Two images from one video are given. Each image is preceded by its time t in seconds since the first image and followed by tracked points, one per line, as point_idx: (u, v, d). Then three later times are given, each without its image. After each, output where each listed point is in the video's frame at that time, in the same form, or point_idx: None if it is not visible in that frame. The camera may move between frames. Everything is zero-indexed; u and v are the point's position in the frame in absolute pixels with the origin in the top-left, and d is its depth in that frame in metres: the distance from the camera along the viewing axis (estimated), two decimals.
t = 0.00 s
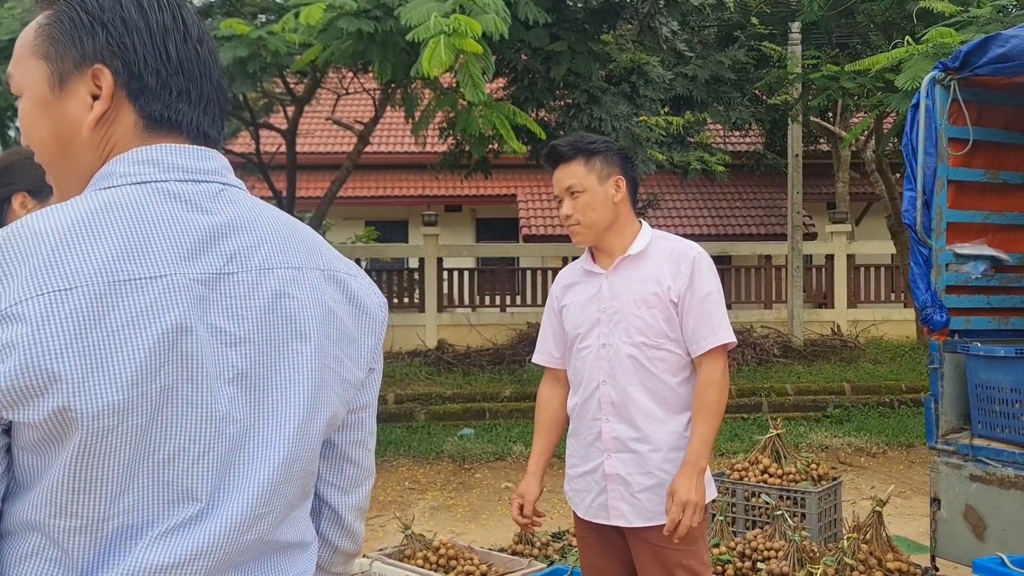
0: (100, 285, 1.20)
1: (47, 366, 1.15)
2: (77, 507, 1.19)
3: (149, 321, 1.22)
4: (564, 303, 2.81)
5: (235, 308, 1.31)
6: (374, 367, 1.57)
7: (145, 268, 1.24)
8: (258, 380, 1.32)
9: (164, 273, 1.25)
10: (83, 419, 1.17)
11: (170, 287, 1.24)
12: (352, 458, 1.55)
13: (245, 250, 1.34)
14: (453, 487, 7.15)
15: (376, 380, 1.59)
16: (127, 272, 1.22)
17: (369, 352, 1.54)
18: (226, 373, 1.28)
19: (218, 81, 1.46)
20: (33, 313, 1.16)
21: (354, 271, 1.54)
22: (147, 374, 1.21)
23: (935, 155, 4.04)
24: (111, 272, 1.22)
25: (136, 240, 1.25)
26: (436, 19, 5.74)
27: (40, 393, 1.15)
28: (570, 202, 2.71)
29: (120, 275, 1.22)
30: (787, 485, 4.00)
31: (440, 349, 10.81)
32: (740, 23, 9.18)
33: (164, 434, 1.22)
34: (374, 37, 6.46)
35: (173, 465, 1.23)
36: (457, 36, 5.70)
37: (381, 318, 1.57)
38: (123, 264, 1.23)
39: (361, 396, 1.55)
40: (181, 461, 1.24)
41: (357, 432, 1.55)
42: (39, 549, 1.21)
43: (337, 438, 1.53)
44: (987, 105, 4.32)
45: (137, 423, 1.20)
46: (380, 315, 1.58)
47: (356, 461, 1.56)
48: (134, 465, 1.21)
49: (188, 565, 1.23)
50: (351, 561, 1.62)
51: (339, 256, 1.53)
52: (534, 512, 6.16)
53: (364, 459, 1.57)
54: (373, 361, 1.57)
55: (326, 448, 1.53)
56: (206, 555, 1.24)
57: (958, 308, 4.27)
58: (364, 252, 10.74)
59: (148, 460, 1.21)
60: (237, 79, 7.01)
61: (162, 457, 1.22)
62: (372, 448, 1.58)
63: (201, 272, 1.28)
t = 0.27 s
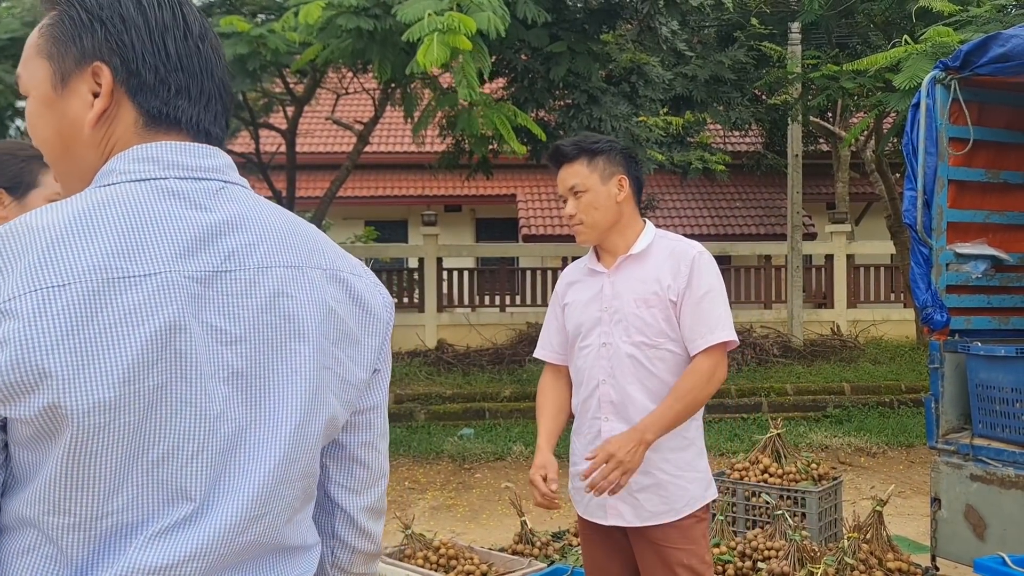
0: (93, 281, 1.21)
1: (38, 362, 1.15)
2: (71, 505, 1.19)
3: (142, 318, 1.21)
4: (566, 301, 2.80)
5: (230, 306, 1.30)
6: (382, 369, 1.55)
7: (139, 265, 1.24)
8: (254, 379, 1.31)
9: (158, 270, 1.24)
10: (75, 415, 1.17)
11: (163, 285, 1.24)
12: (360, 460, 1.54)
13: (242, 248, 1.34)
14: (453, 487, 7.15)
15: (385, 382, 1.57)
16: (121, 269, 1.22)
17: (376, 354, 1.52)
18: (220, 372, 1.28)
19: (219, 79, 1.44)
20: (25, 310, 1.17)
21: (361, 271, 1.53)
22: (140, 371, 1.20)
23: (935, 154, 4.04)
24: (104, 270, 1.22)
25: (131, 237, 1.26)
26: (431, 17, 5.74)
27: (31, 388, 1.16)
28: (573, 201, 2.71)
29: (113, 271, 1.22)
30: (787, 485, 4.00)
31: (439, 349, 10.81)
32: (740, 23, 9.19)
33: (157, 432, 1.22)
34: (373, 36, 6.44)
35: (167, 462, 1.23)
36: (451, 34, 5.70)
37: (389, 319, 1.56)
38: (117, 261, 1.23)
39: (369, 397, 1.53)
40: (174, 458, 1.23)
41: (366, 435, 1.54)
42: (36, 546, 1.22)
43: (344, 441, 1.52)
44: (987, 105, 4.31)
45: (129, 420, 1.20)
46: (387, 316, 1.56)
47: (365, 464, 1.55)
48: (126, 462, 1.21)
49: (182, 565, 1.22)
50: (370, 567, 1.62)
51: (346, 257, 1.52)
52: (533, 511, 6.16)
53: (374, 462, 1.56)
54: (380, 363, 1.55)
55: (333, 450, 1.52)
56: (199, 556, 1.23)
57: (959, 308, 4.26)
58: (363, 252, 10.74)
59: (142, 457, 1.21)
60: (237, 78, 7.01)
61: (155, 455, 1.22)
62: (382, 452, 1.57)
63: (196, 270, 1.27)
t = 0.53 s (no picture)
0: (91, 276, 1.21)
1: (32, 355, 1.16)
2: (65, 499, 1.20)
3: (137, 313, 1.22)
4: (571, 300, 2.81)
5: (227, 304, 1.30)
6: (389, 374, 1.54)
7: (136, 261, 1.24)
8: (250, 378, 1.31)
9: (155, 266, 1.25)
10: (69, 409, 1.17)
11: (160, 281, 1.24)
12: (367, 465, 1.53)
13: (243, 246, 1.34)
14: (453, 486, 7.15)
15: (392, 387, 1.56)
16: (118, 264, 1.23)
17: (382, 358, 1.52)
18: (216, 370, 1.28)
19: (225, 77, 1.43)
20: (22, 303, 1.18)
21: (368, 274, 1.52)
22: (134, 366, 1.21)
23: (936, 154, 4.04)
24: (101, 265, 1.22)
25: (130, 233, 1.26)
26: (429, 15, 5.74)
27: (26, 381, 1.16)
28: (578, 200, 2.71)
29: (110, 266, 1.23)
30: (788, 485, 4.00)
31: (440, 348, 10.81)
32: (740, 23, 9.19)
33: (150, 428, 1.22)
34: (374, 35, 6.45)
35: (161, 459, 1.23)
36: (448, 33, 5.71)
37: (397, 323, 1.55)
38: (115, 257, 1.23)
39: (374, 402, 1.53)
40: (168, 455, 1.23)
41: (372, 440, 1.53)
42: (34, 540, 1.23)
43: (350, 444, 1.52)
44: (988, 105, 4.31)
45: (123, 415, 1.20)
46: (394, 320, 1.55)
47: (372, 469, 1.54)
48: (121, 458, 1.21)
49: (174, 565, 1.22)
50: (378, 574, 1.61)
51: (354, 260, 1.51)
52: (533, 512, 6.16)
53: (381, 468, 1.55)
54: (387, 367, 1.54)
55: (338, 454, 1.52)
56: (191, 555, 1.23)
57: (960, 308, 4.26)
58: (364, 252, 10.74)
59: (136, 453, 1.22)
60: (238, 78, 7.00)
61: (150, 451, 1.22)
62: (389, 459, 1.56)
63: (194, 267, 1.28)
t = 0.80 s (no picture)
0: (92, 273, 1.21)
1: (33, 351, 1.16)
2: (65, 495, 1.20)
3: (138, 310, 1.22)
4: (575, 300, 2.82)
5: (228, 302, 1.30)
6: (391, 376, 1.54)
7: (137, 259, 1.24)
8: (251, 377, 1.31)
9: (156, 264, 1.25)
10: (69, 406, 1.18)
11: (161, 278, 1.24)
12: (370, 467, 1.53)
13: (245, 246, 1.34)
14: (453, 485, 7.15)
15: (395, 388, 1.56)
16: (120, 261, 1.23)
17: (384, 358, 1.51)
18: (217, 367, 1.28)
19: (233, 79, 1.44)
20: (24, 299, 1.18)
21: (371, 277, 1.52)
22: (134, 363, 1.21)
23: (936, 154, 4.04)
24: (102, 262, 1.23)
25: (131, 230, 1.26)
26: (432, 14, 5.74)
27: (26, 376, 1.17)
28: (578, 200, 2.72)
29: (112, 264, 1.23)
30: (788, 485, 4.00)
31: (440, 348, 10.81)
32: (741, 23, 9.19)
33: (149, 424, 1.22)
34: (375, 34, 6.45)
35: (160, 457, 1.23)
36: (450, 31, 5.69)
37: (399, 324, 1.55)
38: (116, 254, 1.24)
39: (376, 403, 1.52)
40: (167, 452, 1.23)
41: (375, 442, 1.53)
42: (34, 536, 1.23)
43: (352, 446, 1.52)
44: (989, 105, 4.31)
45: (122, 411, 1.20)
46: (397, 321, 1.55)
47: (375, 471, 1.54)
48: (120, 454, 1.21)
49: (172, 562, 1.22)
50: None
51: (358, 261, 1.51)
52: (532, 511, 6.16)
53: (385, 470, 1.55)
54: (389, 368, 1.54)
55: (341, 455, 1.52)
56: (190, 551, 1.23)
57: (960, 308, 4.26)
58: (364, 251, 10.74)
59: (136, 450, 1.22)
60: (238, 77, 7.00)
61: (149, 448, 1.22)
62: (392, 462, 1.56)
63: (195, 265, 1.28)
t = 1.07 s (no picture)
0: (98, 271, 1.21)
1: (40, 349, 1.15)
2: (71, 494, 1.19)
3: (145, 308, 1.21)
4: (577, 298, 2.81)
5: (233, 300, 1.30)
6: (389, 373, 1.55)
7: (142, 257, 1.24)
8: (255, 374, 1.31)
9: (162, 262, 1.24)
10: (75, 404, 1.17)
11: (167, 276, 1.24)
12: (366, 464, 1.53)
13: (248, 244, 1.34)
14: (454, 484, 7.17)
15: (392, 384, 1.56)
16: (126, 260, 1.23)
17: (383, 355, 1.52)
18: (222, 365, 1.27)
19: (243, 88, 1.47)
20: (30, 297, 1.17)
21: (369, 275, 1.53)
22: (140, 360, 1.20)
23: (937, 153, 4.05)
24: (108, 260, 1.22)
25: (136, 229, 1.26)
26: (443, 12, 5.77)
27: (33, 375, 1.15)
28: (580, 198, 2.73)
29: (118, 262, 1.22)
30: (788, 484, 4.00)
31: (440, 346, 10.81)
32: (741, 21, 9.17)
33: (155, 421, 1.22)
34: (376, 33, 6.45)
35: (166, 454, 1.23)
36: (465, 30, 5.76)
37: (396, 322, 1.55)
38: (122, 253, 1.23)
39: (374, 399, 1.53)
40: (174, 450, 1.23)
41: (373, 438, 1.53)
42: (36, 536, 1.22)
43: (349, 442, 1.52)
44: (990, 104, 4.30)
45: (129, 409, 1.20)
46: (395, 318, 1.56)
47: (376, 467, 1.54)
48: (126, 452, 1.20)
49: (178, 558, 1.22)
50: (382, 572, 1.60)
51: (356, 259, 1.51)
52: (532, 509, 6.17)
53: (382, 465, 1.55)
54: (387, 364, 1.54)
55: (339, 452, 1.52)
56: (196, 548, 1.23)
57: (960, 307, 4.26)
58: (364, 249, 10.74)
59: (141, 448, 1.21)
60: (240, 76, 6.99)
61: (155, 446, 1.22)
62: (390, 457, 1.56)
63: (200, 263, 1.28)
